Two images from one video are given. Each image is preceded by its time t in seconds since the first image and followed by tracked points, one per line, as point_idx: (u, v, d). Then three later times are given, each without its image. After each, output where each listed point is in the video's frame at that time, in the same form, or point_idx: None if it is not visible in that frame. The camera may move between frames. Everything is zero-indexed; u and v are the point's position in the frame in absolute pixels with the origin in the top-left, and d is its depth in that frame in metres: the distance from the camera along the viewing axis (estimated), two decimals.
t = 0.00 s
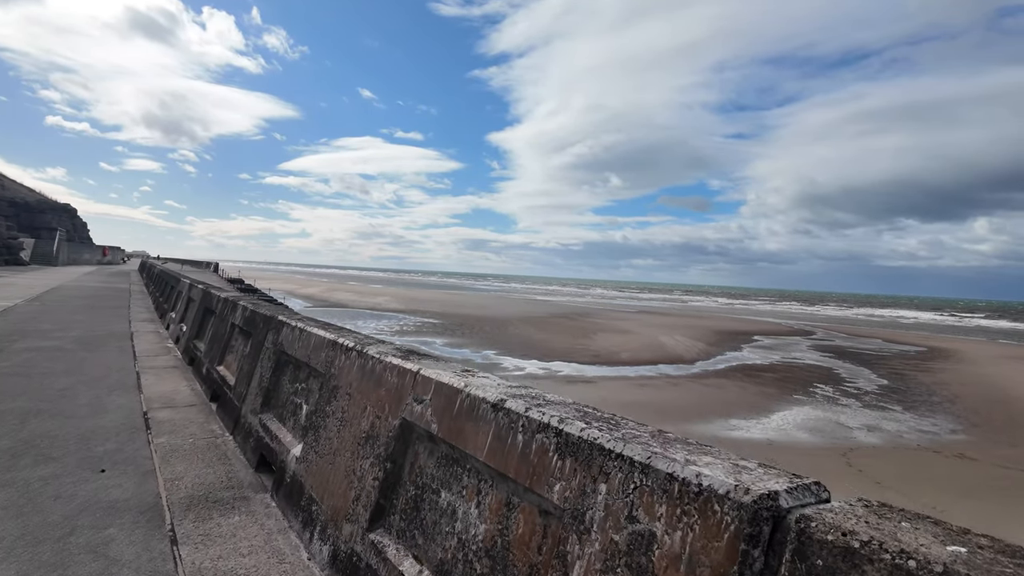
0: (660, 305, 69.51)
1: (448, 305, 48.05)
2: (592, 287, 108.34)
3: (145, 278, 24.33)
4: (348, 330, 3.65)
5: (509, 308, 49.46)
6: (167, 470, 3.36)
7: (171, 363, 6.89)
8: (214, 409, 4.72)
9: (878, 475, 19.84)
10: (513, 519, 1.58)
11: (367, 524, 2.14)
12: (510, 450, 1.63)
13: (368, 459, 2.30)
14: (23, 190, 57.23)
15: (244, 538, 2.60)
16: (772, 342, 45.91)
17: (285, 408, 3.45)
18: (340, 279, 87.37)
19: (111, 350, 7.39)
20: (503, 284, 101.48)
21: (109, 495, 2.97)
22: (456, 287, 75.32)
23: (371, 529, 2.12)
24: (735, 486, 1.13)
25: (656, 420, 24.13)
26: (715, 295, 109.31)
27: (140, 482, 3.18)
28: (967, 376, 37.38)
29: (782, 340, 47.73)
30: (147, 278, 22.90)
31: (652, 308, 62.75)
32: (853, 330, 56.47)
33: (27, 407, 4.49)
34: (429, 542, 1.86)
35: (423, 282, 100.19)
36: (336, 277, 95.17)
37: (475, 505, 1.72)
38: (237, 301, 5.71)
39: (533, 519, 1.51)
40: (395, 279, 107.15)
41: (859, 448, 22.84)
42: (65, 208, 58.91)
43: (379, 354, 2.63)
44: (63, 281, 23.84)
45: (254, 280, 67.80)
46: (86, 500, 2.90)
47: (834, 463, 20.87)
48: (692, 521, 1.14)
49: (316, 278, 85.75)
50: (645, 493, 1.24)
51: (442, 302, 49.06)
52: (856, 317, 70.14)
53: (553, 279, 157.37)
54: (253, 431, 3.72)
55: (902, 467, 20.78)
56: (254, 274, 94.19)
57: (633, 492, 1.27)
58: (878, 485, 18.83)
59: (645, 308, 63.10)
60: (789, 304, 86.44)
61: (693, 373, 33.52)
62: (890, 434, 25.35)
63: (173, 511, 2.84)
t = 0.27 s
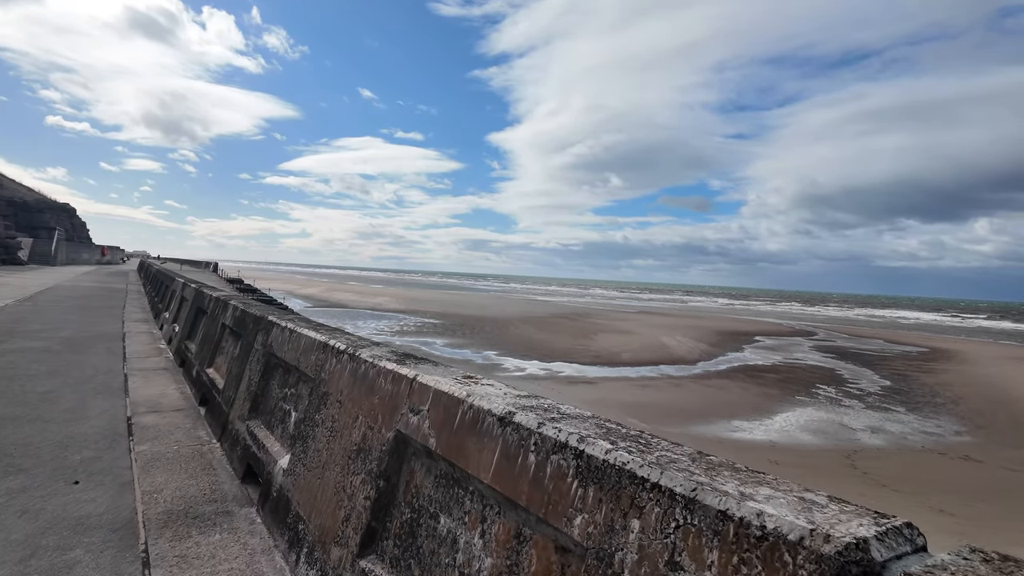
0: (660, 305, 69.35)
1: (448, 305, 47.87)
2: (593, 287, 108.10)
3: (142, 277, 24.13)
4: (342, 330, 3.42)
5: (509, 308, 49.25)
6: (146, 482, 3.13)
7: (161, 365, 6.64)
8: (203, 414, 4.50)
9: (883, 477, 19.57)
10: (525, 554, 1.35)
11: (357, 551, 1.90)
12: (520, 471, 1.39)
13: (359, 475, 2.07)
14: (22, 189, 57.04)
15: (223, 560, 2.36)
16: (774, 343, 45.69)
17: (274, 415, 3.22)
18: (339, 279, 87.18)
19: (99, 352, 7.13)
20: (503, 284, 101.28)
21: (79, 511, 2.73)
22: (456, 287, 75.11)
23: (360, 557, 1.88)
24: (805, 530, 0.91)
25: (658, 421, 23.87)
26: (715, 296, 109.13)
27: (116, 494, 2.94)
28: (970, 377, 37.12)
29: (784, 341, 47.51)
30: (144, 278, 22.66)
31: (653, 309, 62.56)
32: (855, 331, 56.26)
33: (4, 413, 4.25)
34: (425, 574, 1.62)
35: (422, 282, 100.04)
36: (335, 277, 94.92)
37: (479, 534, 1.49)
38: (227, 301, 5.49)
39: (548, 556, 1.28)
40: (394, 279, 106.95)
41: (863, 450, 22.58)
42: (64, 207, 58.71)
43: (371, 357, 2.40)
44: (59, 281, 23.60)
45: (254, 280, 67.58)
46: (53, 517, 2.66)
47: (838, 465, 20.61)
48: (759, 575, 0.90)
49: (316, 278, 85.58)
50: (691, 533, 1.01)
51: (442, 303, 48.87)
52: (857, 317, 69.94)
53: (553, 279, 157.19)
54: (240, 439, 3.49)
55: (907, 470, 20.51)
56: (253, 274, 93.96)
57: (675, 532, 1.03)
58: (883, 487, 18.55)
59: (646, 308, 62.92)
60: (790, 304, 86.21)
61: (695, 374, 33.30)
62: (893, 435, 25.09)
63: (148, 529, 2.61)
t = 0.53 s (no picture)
0: (660, 305, 69.22)
1: (448, 305, 47.70)
2: (592, 287, 107.94)
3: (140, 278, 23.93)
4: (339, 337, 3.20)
5: (509, 309, 49.07)
6: (125, 500, 2.89)
7: (151, 370, 6.38)
8: (192, 424, 4.27)
9: (888, 480, 19.31)
10: None
11: None
12: (538, 515, 1.17)
13: (349, 503, 1.84)
14: (21, 189, 56.87)
15: None
16: (775, 344, 45.52)
17: (261, 429, 3.00)
18: (339, 279, 87.02)
19: (87, 356, 6.88)
20: (503, 284, 101.15)
21: (47, 536, 2.51)
22: (456, 287, 74.99)
23: None
24: None
25: (660, 423, 23.62)
26: (716, 296, 109.04)
27: (89, 516, 2.72)
28: (973, 378, 36.88)
29: (784, 341, 47.34)
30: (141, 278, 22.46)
31: (653, 309, 62.43)
32: (856, 331, 56.12)
33: None
34: None
35: (422, 282, 99.93)
36: (334, 277, 94.71)
37: None
38: (219, 304, 5.26)
39: None
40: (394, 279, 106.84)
41: (867, 452, 22.34)
42: (63, 207, 58.55)
43: (366, 368, 2.18)
44: (56, 281, 23.38)
45: (253, 280, 67.43)
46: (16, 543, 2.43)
47: (843, 467, 20.34)
48: None
49: (315, 278, 85.47)
50: None
51: (442, 303, 48.71)
52: (858, 318, 69.80)
53: (553, 279, 157.15)
54: (227, 452, 3.26)
55: (912, 473, 20.26)
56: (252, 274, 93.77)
57: None
58: (888, 491, 18.28)
59: (646, 308, 62.79)
60: (790, 305, 86.06)
61: (697, 375, 33.11)
62: (897, 438, 24.84)
63: (121, 556, 2.38)
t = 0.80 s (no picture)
0: (661, 305, 69.04)
1: (448, 305, 47.49)
2: (592, 287, 107.78)
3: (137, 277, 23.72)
4: (328, 339, 2.98)
5: (509, 308, 48.89)
6: (96, 517, 2.67)
7: (139, 372, 6.12)
8: (177, 430, 4.05)
9: (893, 482, 19.05)
10: None
11: None
12: (554, 565, 0.95)
13: (333, 529, 1.63)
14: (19, 189, 56.67)
15: None
16: (776, 344, 45.31)
17: (244, 438, 2.78)
18: (338, 278, 86.85)
19: (75, 357, 6.64)
20: (503, 284, 100.97)
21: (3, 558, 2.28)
22: (456, 287, 74.81)
23: None
24: None
25: (662, 424, 23.37)
26: (716, 296, 108.88)
27: (55, 534, 2.50)
28: (976, 379, 36.63)
29: (785, 341, 47.14)
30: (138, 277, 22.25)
31: (654, 309, 62.24)
32: (857, 331, 55.92)
33: None
34: None
35: (422, 282, 99.75)
36: (333, 277, 94.48)
37: None
38: (207, 303, 5.04)
39: None
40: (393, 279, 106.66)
41: (871, 453, 22.09)
42: (62, 207, 58.38)
43: (354, 374, 1.96)
44: (53, 281, 23.15)
45: (252, 279, 67.25)
46: None
47: (847, 469, 20.08)
48: None
49: (315, 278, 85.32)
50: None
51: (442, 303, 48.53)
52: (858, 317, 69.59)
53: (552, 279, 157.00)
54: (209, 462, 3.04)
55: (917, 474, 20.01)
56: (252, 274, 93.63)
57: None
58: (893, 493, 18.01)
59: (646, 308, 62.60)
60: (790, 305, 85.87)
61: (698, 375, 32.89)
62: (901, 439, 24.58)
63: None
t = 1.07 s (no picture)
0: (661, 305, 68.81)
1: (447, 305, 47.24)
2: (592, 287, 107.54)
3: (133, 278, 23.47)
4: (319, 347, 2.78)
5: (509, 309, 48.64)
6: (65, 541, 2.46)
7: (127, 378, 5.88)
8: (161, 441, 3.83)
9: (898, 484, 18.82)
10: None
11: None
12: None
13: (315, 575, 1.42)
14: (16, 188, 56.40)
15: None
16: (777, 344, 45.09)
17: (227, 454, 2.57)
18: (338, 279, 86.62)
19: (62, 361, 6.40)
20: (503, 284, 100.76)
21: None
22: (455, 288, 74.58)
23: None
24: None
25: (664, 425, 23.13)
26: (716, 295, 108.67)
27: (17, 563, 2.29)
28: (979, 379, 36.38)
29: (786, 341, 46.92)
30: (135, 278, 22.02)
31: (654, 309, 62.02)
32: (858, 331, 55.71)
33: None
34: None
35: (421, 282, 99.59)
36: (334, 277, 94.41)
37: None
38: (196, 306, 4.83)
39: None
40: (393, 279, 106.47)
41: (875, 455, 21.85)
42: (60, 207, 58.14)
43: (341, 390, 1.75)
44: (48, 281, 22.92)
45: (252, 280, 66.98)
46: None
47: (851, 471, 19.84)
48: None
49: (314, 278, 85.09)
50: None
51: (442, 303, 48.31)
52: (859, 317, 69.35)
53: (552, 279, 156.89)
54: (190, 479, 2.82)
55: (922, 476, 19.78)
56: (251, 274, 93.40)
57: None
58: (899, 496, 17.78)
59: (646, 308, 62.39)
60: (791, 305, 85.63)
61: (699, 376, 32.65)
62: (905, 440, 24.35)
63: None
